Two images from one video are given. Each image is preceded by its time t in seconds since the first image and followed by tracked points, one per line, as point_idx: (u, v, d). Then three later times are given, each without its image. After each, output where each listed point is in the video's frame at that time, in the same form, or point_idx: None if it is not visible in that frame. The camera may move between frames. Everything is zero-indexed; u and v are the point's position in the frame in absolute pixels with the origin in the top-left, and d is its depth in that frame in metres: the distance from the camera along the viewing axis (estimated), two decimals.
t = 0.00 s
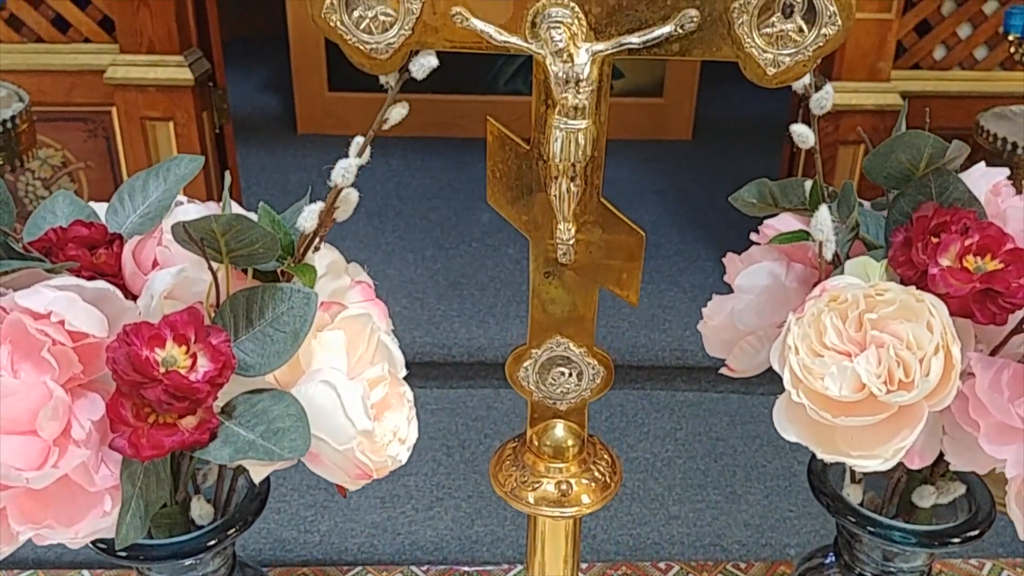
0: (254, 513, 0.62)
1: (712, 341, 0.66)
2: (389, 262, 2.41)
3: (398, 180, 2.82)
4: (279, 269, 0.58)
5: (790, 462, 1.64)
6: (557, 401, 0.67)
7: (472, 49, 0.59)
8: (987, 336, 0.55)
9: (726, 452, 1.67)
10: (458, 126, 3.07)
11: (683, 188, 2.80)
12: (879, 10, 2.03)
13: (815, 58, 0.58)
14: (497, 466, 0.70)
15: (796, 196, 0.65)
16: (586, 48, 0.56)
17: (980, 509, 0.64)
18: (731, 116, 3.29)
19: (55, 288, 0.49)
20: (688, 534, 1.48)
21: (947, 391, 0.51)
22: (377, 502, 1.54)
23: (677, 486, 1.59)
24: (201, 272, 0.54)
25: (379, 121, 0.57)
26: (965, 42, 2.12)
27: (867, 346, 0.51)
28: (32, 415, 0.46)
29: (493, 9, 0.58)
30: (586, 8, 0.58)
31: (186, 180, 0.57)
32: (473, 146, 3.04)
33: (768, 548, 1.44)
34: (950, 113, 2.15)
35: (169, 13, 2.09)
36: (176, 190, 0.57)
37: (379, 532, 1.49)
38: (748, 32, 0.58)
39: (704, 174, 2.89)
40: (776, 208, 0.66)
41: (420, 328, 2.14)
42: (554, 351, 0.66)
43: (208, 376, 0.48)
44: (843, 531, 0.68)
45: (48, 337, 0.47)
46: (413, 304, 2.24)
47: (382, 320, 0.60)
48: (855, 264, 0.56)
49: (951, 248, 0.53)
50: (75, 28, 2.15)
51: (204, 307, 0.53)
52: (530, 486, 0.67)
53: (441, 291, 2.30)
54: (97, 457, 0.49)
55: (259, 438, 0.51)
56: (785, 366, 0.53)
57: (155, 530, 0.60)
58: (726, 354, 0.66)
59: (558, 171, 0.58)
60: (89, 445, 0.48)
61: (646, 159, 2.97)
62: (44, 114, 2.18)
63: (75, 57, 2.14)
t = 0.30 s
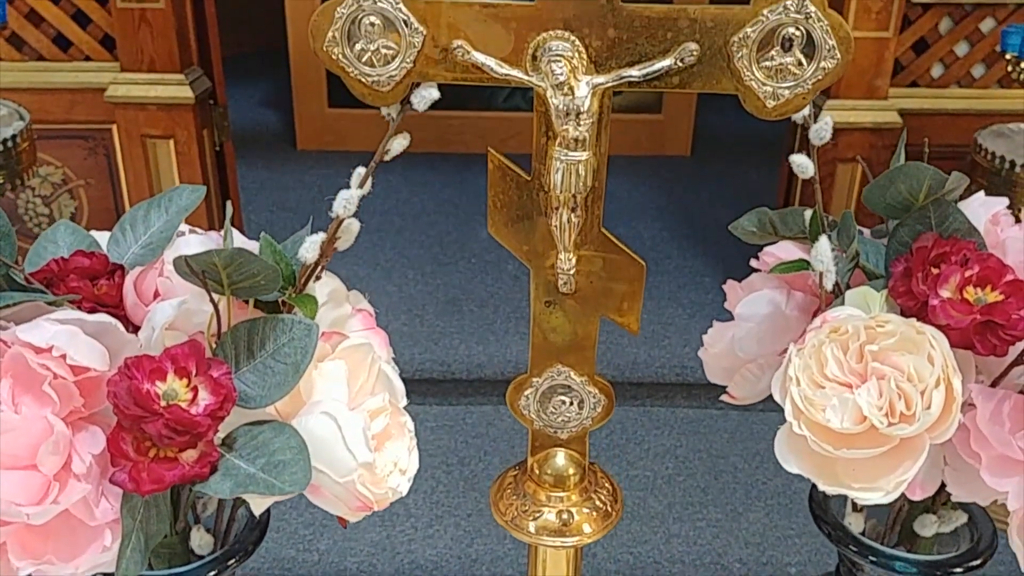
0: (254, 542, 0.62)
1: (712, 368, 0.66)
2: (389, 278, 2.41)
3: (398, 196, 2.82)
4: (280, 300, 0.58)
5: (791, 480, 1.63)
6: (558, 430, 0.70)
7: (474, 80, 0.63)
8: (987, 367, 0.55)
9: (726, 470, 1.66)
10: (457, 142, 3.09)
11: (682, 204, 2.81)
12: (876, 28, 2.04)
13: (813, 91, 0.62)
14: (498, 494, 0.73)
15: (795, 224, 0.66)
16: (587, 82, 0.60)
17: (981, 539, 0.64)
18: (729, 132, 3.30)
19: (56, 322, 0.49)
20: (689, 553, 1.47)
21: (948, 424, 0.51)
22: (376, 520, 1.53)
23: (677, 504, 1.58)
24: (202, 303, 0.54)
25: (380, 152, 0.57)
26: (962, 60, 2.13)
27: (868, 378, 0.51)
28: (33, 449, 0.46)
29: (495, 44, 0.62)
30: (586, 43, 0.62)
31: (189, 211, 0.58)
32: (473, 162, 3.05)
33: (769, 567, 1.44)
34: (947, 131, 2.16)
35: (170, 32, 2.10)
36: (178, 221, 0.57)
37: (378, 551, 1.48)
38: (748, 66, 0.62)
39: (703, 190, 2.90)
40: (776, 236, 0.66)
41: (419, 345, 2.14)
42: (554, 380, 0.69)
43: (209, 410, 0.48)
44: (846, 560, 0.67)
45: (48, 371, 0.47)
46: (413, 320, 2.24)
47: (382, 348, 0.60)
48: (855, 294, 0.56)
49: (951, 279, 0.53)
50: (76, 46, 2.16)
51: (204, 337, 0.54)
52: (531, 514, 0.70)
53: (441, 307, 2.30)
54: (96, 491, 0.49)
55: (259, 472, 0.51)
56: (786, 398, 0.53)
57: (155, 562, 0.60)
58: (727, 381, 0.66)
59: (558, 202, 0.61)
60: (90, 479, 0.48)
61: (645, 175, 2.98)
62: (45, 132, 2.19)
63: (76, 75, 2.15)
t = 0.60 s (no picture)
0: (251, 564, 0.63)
1: (712, 387, 0.66)
2: (388, 291, 2.41)
3: (397, 209, 2.83)
4: (279, 320, 0.57)
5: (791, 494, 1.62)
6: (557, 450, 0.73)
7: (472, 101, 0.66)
8: (987, 389, 0.55)
9: (726, 483, 1.66)
10: (456, 155, 3.09)
11: (681, 217, 2.81)
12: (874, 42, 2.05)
13: (811, 112, 0.64)
14: (498, 514, 0.76)
15: (794, 244, 0.66)
16: (586, 103, 0.63)
17: (982, 559, 0.64)
18: (728, 144, 3.31)
19: (53, 344, 0.49)
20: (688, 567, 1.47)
21: (948, 446, 0.51)
22: (374, 534, 1.53)
23: (677, 518, 1.57)
24: (201, 324, 0.54)
25: (380, 172, 0.57)
26: (959, 74, 2.13)
27: (868, 399, 0.51)
28: (28, 473, 0.46)
29: (495, 65, 0.65)
30: (584, 64, 0.65)
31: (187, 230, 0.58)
32: (472, 175, 3.06)
33: None
34: (945, 144, 2.17)
35: (169, 46, 2.10)
36: (176, 241, 0.57)
37: (376, 566, 1.47)
38: (747, 88, 0.64)
39: (702, 202, 2.90)
40: (774, 256, 0.66)
41: (418, 358, 2.14)
42: (553, 400, 0.72)
43: (206, 432, 0.48)
44: None
45: (45, 395, 0.47)
46: (412, 333, 2.24)
47: (380, 367, 0.60)
48: (854, 314, 0.57)
49: (950, 300, 0.53)
50: (76, 60, 2.17)
51: (204, 358, 0.54)
52: (530, 535, 0.74)
53: (440, 320, 2.30)
54: (92, 513, 0.49)
55: (256, 494, 0.50)
56: (785, 419, 0.53)
57: None
58: (727, 401, 0.66)
59: (558, 223, 0.64)
60: (85, 502, 0.48)
61: (644, 188, 2.98)
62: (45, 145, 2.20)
63: (76, 89, 2.15)
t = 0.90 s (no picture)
0: None
1: (708, 412, 0.66)
2: (386, 307, 2.41)
3: (396, 225, 2.83)
4: (274, 348, 0.57)
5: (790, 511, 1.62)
6: (553, 475, 0.80)
7: (469, 128, 0.73)
8: (982, 416, 0.57)
9: (725, 500, 1.65)
10: (455, 171, 3.10)
11: (679, 232, 2.82)
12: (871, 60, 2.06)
13: (803, 141, 0.70)
14: (495, 540, 0.83)
15: (789, 270, 0.66)
16: (579, 132, 0.69)
17: None
18: (726, 160, 3.32)
19: (48, 374, 0.49)
20: None
21: (944, 474, 0.51)
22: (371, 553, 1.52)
23: (676, 535, 1.57)
24: (195, 353, 0.54)
25: (376, 201, 0.57)
26: (955, 91, 2.15)
27: (863, 427, 0.52)
28: (23, 505, 0.46)
29: (491, 97, 0.72)
30: (577, 94, 0.72)
31: (184, 258, 0.58)
32: (470, 191, 3.07)
33: None
34: (941, 161, 2.18)
35: (169, 64, 2.11)
36: (173, 268, 0.57)
37: None
38: (740, 117, 0.71)
39: (700, 218, 2.91)
40: (770, 281, 0.66)
41: (416, 375, 2.14)
42: (548, 426, 0.78)
43: (200, 462, 0.48)
44: None
45: (40, 426, 0.47)
46: (410, 349, 2.24)
47: (375, 393, 0.61)
48: (849, 340, 0.57)
49: (945, 327, 0.53)
50: (76, 79, 2.17)
51: (198, 385, 0.54)
52: (526, 561, 0.81)
53: (438, 336, 2.30)
54: (86, 544, 0.48)
55: (251, 524, 0.50)
56: (781, 447, 0.54)
57: None
58: (723, 425, 0.66)
59: (553, 249, 0.70)
60: (82, 532, 0.48)
61: (642, 204, 2.99)
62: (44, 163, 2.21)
63: (75, 107, 2.16)
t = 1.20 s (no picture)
0: None
1: (707, 432, 0.67)
2: (387, 321, 2.42)
3: (396, 239, 2.84)
4: (278, 370, 0.58)
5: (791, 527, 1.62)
6: (554, 496, 0.80)
7: (469, 155, 0.74)
8: (980, 439, 0.59)
9: (725, 516, 1.65)
10: (455, 185, 3.12)
11: (678, 246, 2.82)
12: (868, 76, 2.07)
13: (801, 168, 0.71)
14: (495, 561, 0.84)
15: (788, 293, 0.67)
16: (580, 158, 0.70)
17: None
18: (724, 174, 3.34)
19: (54, 399, 0.49)
20: None
21: (942, 498, 0.53)
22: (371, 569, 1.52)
23: (676, 551, 1.57)
24: (199, 376, 0.54)
25: (378, 225, 0.58)
26: (952, 107, 2.16)
27: (862, 451, 0.53)
28: (28, 529, 0.47)
29: (492, 123, 0.73)
30: (578, 121, 0.73)
31: (188, 281, 0.58)
32: (470, 204, 3.08)
33: None
34: (939, 177, 2.20)
35: (170, 79, 2.14)
36: (176, 292, 0.58)
37: None
38: (739, 144, 0.72)
39: (699, 231, 2.92)
40: (769, 304, 0.67)
41: (416, 390, 2.14)
42: (549, 447, 0.79)
43: (204, 486, 0.48)
44: None
45: (45, 451, 0.47)
46: (410, 363, 2.25)
47: (377, 415, 0.61)
48: (847, 364, 0.58)
49: (941, 351, 0.54)
50: (77, 94, 2.19)
51: (202, 408, 0.54)
52: None
53: (438, 351, 2.30)
54: (92, 567, 0.49)
55: (254, 547, 0.51)
56: (780, 470, 0.55)
57: None
58: (722, 445, 0.67)
59: (554, 273, 0.72)
60: (85, 557, 0.48)
61: (641, 218, 3.00)
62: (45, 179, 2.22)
63: (76, 123, 2.18)
